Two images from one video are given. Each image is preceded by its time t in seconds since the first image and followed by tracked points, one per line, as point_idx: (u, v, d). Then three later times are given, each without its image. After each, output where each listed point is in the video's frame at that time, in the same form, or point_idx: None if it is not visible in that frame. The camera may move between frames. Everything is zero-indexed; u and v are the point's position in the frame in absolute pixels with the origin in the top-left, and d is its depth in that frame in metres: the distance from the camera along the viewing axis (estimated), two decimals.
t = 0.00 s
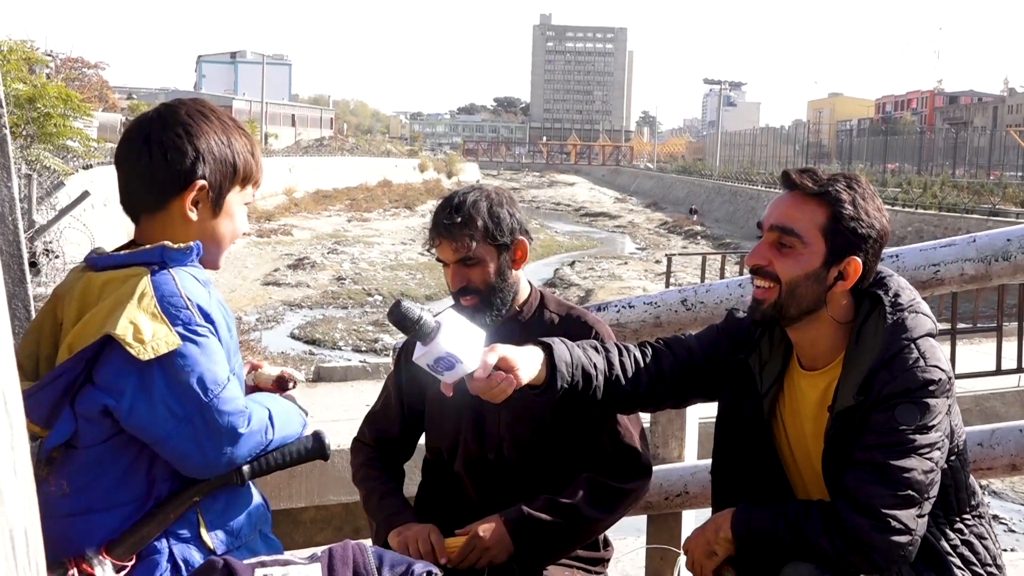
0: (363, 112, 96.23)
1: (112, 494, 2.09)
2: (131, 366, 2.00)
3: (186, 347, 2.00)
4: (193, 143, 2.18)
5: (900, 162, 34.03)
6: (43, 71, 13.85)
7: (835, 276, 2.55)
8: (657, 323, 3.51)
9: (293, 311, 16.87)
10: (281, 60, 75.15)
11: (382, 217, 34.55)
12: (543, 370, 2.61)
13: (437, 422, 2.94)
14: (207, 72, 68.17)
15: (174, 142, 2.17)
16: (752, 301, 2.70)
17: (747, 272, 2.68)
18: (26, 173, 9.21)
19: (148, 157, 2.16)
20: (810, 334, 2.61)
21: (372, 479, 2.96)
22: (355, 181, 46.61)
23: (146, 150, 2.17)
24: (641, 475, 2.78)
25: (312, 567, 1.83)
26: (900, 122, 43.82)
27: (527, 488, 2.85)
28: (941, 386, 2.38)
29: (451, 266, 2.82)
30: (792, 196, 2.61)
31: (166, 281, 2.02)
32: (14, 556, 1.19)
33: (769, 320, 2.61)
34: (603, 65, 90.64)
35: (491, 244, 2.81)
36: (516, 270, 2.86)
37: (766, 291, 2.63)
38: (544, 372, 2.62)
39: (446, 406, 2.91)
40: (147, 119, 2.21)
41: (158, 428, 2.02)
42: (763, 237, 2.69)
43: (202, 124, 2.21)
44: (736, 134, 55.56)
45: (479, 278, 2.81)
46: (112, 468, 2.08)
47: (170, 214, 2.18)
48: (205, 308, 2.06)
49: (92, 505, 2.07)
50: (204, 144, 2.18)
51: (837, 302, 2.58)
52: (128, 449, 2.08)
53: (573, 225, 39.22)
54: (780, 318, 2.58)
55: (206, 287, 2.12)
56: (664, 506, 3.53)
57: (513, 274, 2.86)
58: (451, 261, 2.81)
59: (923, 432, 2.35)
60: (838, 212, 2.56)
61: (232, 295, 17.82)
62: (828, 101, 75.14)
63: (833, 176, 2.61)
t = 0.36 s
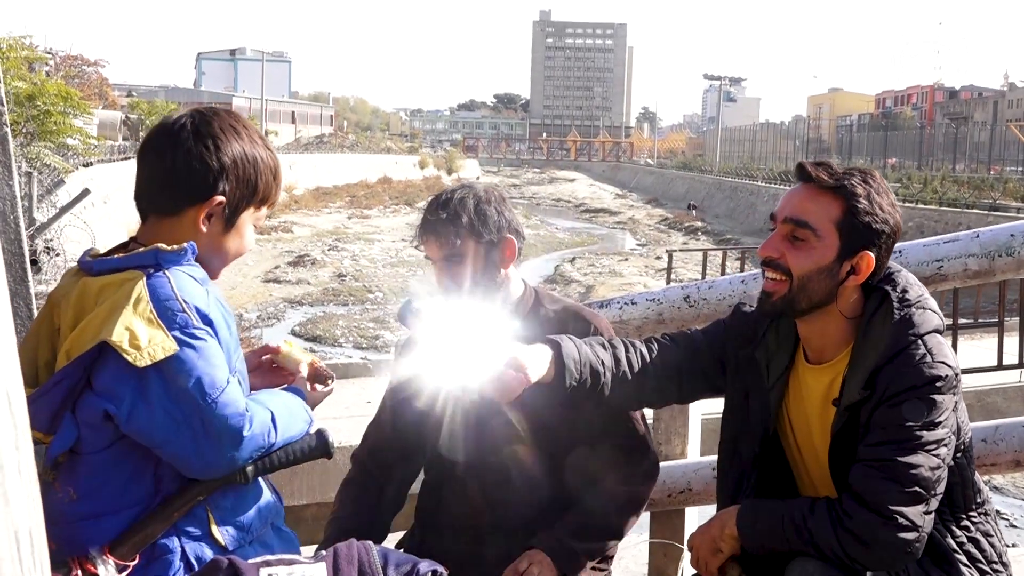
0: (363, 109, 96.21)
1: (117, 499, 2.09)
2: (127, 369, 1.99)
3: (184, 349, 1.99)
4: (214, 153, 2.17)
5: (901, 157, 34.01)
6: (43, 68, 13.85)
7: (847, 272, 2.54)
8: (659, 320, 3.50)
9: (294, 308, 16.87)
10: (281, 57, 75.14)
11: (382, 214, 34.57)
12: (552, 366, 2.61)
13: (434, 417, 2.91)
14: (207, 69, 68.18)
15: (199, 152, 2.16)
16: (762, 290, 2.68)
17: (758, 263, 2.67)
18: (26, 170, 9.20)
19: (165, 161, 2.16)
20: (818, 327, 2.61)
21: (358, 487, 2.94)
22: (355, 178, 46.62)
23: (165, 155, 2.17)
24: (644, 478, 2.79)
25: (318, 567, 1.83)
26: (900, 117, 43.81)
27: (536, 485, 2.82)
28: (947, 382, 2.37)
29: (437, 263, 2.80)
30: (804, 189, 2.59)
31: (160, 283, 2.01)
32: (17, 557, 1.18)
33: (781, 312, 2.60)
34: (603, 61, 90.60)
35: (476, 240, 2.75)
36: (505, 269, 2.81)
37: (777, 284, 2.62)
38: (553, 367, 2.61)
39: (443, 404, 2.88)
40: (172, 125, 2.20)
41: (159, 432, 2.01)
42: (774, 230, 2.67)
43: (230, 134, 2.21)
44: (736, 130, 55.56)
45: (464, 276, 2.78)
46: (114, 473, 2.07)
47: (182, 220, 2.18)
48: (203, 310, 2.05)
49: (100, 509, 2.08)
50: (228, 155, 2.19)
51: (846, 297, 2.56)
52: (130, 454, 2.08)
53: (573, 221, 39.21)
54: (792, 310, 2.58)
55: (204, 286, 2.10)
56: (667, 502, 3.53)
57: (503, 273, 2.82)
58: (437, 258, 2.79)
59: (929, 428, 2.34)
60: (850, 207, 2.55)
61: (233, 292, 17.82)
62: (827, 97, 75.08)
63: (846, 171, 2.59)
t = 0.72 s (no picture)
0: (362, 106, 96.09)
1: (117, 500, 2.09)
2: (126, 373, 1.98)
3: (183, 351, 1.99)
4: (226, 162, 2.20)
5: (899, 155, 34.02)
6: (40, 66, 13.81)
7: (852, 269, 2.54)
8: (658, 318, 3.50)
9: (293, 306, 16.86)
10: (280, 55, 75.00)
11: (381, 211, 34.53)
12: (561, 372, 2.57)
13: (431, 414, 2.89)
14: (206, 67, 68.06)
15: (214, 159, 2.19)
16: (766, 290, 2.68)
17: (762, 264, 2.66)
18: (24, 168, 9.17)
19: (177, 169, 2.20)
20: (821, 325, 2.61)
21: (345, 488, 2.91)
22: (354, 176, 46.57)
23: (176, 163, 2.20)
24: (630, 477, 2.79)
25: (319, 565, 1.83)
26: (899, 114, 43.79)
27: (535, 480, 2.83)
28: (948, 380, 2.37)
29: (422, 259, 2.78)
30: (805, 188, 2.59)
31: (158, 285, 2.01)
32: (17, 558, 1.19)
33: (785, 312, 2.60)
34: (602, 59, 90.58)
35: (462, 237, 2.75)
36: (488, 266, 2.81)
37: (780, 284, 2.61)
38: (562, 374, 2.58)
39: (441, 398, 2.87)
40: (189, 134, 2.24)
41: (159, 434, 2.01)
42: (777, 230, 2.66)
43: (245, 145, 2.24)
44: (735, 127, 55.57)
45: (450, 273, 2.77)
46: (115, 475, 2.07)
47: (189, 226, 2.20)
48: (202, 313, 2.05)
49: (101, 512, 2.07)
50: (242, 164, 2.22)
51: (850, 295, 2.57)
52: (130, 456, 2.07)
53: (572, 219, 39.19)
54: (796, 310, 2.58)
55: (201, 288, 2.10)
56: (666, 500, 3.53)
57: (485, 269, 2.81)
58: (422, 255, 2.77)
59: (931, 426, 2.34)
60: (852, 206, 2.54)
61: (232, 290, 17.79)
62: (826, 94, 75.08)
63: (849, 167, 2.59)
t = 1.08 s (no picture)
0: (360, 106, 96.09)
1: (117, 501, 2.08)
2: (129, 375, 1.99)
3: (186, 353, 1.99)
4: (225, 161, 2.20)
5: (898, 154, 34.05)
6: (38, 67, 13.81)
7: (849, 271, 2.54)
8: (657, 317, 3.50)
9: (291, 305, 16.86)
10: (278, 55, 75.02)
11: (380, 211, 34.52)
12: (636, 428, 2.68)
13: (430, 418, 2.88)
14: (204, 67, 68.06)
15: (214, 158, 2.19)
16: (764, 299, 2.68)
17: (758, 271, 2.67)
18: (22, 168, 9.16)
19: (176, 169, 2.20)
20: (819, 327, 2.60)
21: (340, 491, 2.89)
22: (353, 176, 46.57)
23: (175, 163, 2.20)
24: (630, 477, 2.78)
25: (319, 566, 1.83)
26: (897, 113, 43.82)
27: (532, 481, 2.83)
28: (946, 379, 2.37)
29: (427, 252, 2.77)
30: (797, 192, 2.59)
31: (160, 286, 2.01)
32: (17, 559, 1.19)
33: (782, 317, 2.59)
34: (600, 59, 90.65)
35: (468, 231, 2.76)
36: (492, 263, 2.82)
37: (776, 291, 2.60)
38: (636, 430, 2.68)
39: (437, 395, 2.85)
40: (188, 134, 2.24)
41: (159, 436, 2.01)
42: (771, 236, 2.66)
43: (244, 144, 2.24)
44: (733, 126, 55.61)
45: (455, 267, 2.75)
46: (117, 476, 2.06)
47: (191, 226, 2.20)
48: (204, 315, 2.05)
49: (101, 514, 2.06)
50: (241, 163, 2.22)
51: (848, 296, 2.57)
52: (132, 459, 2.07)
53: (571, 219, 39.20)
54: (794, 316, 2.57)
55: (203, 288, 2.09)
56: (666, 500, 3.54)
57: (489, 266, 2.81)
58: (427, 247, 2.76)
59: (930, 425, 2.34)
60: (846, 207, 2.54)
61: (230, 290, 17.79)
62: (824, 94, 75.16)
63: (837, 169, 2.59)
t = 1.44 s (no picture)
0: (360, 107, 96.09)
1: (120, 503, 2.08)
2: (131, 379, 1.99)
3: (187, 356, 1.99)
4: (219, 159, 2.20)
5: (898, 154, 34.05)
6: (38, 68, 13.83)
7: (842, 274, 2.55)
8: (657, 318, 3.51)
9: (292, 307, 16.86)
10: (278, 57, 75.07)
11: (380, 212, 34.52)
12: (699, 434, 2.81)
13: (433, 418, 2.90)
14: (204, 68, 68.07)
15: (206, 157, 2.19)
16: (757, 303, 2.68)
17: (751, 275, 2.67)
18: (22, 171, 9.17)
19: (170, 171, 2.19)
20: (815, 328, 2.61)
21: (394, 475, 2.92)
22: (353, 177, 46.58)
23: (170, 164, 2.20)
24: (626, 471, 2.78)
25: (321, 565, 1.83)
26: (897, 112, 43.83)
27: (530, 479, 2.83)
28: (944, 375, 2.38)
29: (463, 228, 2.88)
30: (784, 199, 2.59)
31: (163, 289, 2.02)
32: (22, 555, 1.20)
33: (776, 321, 2.60)
34: (600, 59, 90.69)
35: (509, 218, 2.92)
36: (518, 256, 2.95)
37: (768, 296, 2.61)
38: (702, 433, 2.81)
39: (439, 393, 2.87)
40: (180, 133, 2.24)
41: (162, 439, 2.02)
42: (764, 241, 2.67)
43: (236, 141, 2.24)
44: (734, 126, 55.61)
45: (489, 248, 2.86)
46: (121, 478, 2.07)
47: (190, 227, 2.20)
48: (206, 316, 2.06)
49: (103, 516, 2.07)
50: (236, 160, 2.22)
51: (844, 297, 2.57)
52: (136, 461, 2.08)
53: (571, 219, 39.21)
54: (790, 318, 2.57)
55: (204, 289, 2.10)
56: (666, 499, 3.54)
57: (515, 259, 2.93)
58: (466, 223, 2.88)
59: (927, 421, 2.34)
60: (838, 209, 2.55)
61: (231, 291, 17.79)
62: (824, 94, 75.16)
63: (828, 172, 2.59)
